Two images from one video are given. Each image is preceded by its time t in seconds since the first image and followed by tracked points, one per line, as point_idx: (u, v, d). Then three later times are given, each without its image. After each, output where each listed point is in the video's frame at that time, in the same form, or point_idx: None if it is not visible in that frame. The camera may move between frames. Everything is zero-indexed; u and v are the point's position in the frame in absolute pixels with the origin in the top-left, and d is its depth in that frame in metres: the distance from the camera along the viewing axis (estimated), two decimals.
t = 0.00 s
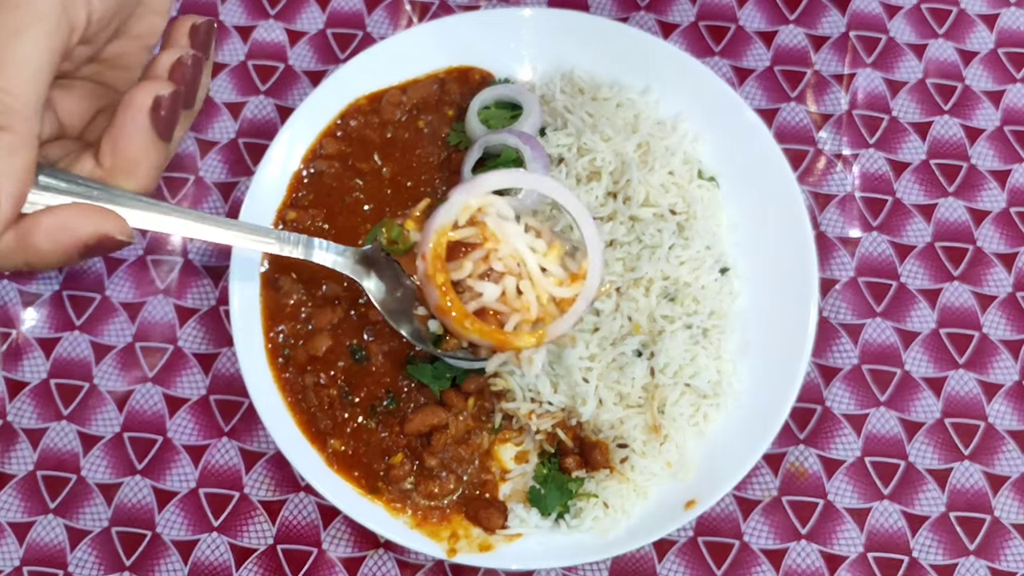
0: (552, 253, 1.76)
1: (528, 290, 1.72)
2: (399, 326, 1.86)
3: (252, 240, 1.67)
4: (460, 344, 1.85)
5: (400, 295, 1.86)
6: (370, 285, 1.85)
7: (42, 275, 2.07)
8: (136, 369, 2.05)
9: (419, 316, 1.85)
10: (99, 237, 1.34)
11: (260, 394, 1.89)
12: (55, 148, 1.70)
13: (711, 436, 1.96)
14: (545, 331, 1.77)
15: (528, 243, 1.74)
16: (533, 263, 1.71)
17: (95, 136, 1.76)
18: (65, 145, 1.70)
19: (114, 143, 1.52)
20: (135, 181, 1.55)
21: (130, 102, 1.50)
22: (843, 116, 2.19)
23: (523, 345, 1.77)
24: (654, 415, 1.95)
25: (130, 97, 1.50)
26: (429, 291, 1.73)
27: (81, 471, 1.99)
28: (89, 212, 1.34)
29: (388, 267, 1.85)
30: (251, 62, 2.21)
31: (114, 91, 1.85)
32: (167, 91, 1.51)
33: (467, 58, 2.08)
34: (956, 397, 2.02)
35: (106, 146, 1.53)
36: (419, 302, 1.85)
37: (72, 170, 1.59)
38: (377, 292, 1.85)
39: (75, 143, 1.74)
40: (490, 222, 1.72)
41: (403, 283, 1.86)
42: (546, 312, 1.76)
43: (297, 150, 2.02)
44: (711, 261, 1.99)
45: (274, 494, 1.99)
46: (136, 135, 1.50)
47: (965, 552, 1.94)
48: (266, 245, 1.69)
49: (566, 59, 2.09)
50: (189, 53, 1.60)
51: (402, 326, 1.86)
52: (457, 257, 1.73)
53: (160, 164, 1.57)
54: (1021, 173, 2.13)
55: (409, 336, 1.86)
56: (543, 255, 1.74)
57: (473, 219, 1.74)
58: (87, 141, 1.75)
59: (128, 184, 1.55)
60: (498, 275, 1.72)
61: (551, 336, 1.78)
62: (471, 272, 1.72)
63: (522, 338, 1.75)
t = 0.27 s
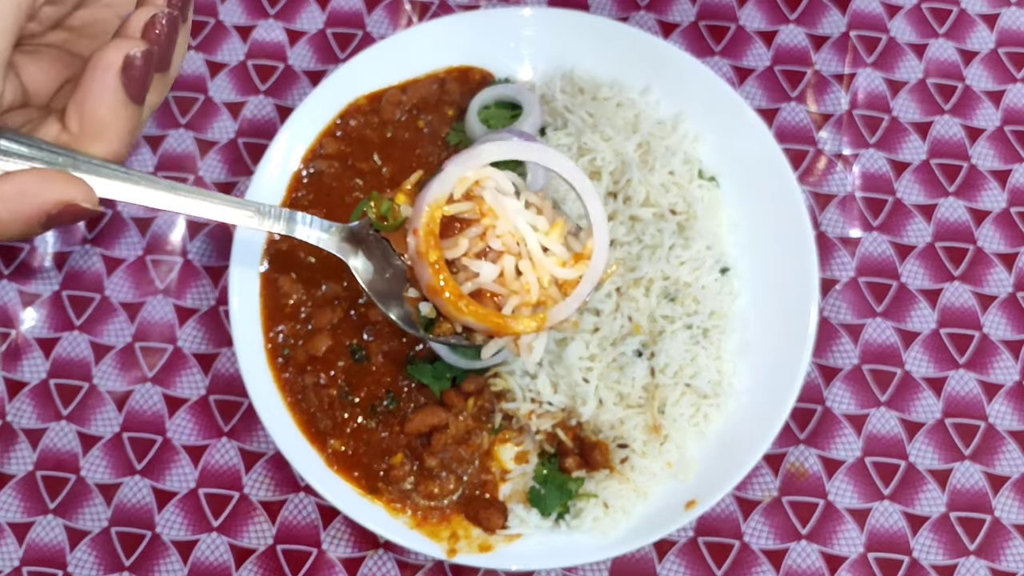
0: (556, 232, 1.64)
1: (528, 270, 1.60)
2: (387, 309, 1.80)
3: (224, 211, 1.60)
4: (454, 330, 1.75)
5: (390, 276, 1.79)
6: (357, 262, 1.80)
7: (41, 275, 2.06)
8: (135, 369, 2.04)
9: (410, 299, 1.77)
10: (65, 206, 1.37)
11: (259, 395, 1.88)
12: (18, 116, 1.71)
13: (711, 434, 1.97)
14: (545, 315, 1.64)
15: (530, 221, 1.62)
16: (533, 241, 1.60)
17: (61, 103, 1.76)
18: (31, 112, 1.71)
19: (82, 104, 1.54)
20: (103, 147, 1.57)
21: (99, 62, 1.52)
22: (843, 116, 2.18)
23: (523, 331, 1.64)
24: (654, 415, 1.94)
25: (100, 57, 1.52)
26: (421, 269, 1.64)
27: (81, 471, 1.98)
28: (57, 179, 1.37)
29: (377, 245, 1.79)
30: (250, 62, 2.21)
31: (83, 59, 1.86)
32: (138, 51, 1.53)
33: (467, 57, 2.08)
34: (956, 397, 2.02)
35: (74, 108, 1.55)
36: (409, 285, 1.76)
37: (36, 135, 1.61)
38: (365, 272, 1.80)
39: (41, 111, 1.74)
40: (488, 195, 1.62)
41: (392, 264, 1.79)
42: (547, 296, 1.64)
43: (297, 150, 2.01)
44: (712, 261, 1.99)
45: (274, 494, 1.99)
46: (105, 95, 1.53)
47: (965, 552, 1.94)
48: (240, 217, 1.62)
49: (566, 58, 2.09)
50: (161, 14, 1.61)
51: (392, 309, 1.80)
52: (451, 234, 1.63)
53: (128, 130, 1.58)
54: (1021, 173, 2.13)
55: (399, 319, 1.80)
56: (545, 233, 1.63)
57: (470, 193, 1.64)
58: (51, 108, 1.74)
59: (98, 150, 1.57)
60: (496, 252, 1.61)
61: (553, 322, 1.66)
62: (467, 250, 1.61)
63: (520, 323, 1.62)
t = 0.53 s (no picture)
0: (552, 217, 1.62)
1: (522, 256, 1.58)
2: (371, 298, 1.77)
3: (199, 191, 1.57)
4: (442, 322, 1.74)
5: (376, 261, 1.76)
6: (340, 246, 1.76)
7: (41, 275, 2.06)
8: (135, 369, 2.04)
9: (395, 287, 1.75)
10: (26, 178, 1.44)
11: (259, 395, 1.89)
12: None
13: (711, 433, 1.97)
14: (540, 306, 1.63)
15: (524, 205, 1.61)
16: (529, 226, 1.58)
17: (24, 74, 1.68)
18: None
19: (46, 71, 1.55)
20: (68, 118, 1.58)
21: (65, 28, 1.54)
22: (843, 116, 2.18)
23: (515, 322, 1.62)
24: (654, 415, 1.94)
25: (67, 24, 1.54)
26: (407, 255, 1.61)
27: (81, 471, 1.98)
28: (18, 150, 1.42)
29: (361, 230, 1.75)
30: (251, 62, 2.21)
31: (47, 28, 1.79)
32: (106, 18, 1.55)
33: (467, 57, 2.08)
34: (956, 397, 2.02)
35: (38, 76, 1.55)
36: (396, 273, 1.74)
37: None
38: (348, 258, 1.76)
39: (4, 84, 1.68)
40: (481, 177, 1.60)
41: (376, 249, 1.75)
42: (542, 285, 1.62)
43: (297, 150, 2.01)
44: (712, 261, 1.99)
45: (274, 494, 1.99)
46: (71, 63, 1.55)
47: (965, 552, 1.95)
48: (216, 197, 1.59)
49: (566, 58, 2.09)
50: None
51: (377, 298, 1.77)
52: (440, 218, 1.62)
53: (94, 102, 1.60)
54: (1021, 173, 2.13)
55: (384, 309, 1.78)
56: (540, 218, 1.61)
57: (461, 175, 1.63)
58: (17, 81, 1.67)
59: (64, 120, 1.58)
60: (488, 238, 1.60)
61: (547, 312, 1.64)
62: (458, 236, 1.60)
63: (512, 313, 1.60)
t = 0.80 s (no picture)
0: (542, 205, 1.69)
1: (509, 244, 1.66)
2: (352, 287, 1.78)
3: (174, 172, 1.56)
4: (426, 313, 1.78)
5: (359, 248, 1.78)
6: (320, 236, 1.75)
7: (41, 275, 2.06)
8: (135, 369, 2.04)
9: (377, 275, 1.79)
10: None
11: (259, 395, 1.89)
12: None
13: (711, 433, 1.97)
14: (528, 296, 1.70)
15: (512, 192, 1.68)
16: (517, 215, 1.66)
17: None
18: None
19: (17, 45, 1.56)
20: (39, 95, 1.56)
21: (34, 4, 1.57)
22: (843, 116, 2.18)
23: (501, 313, 1.69)
24: (654, 415, 1.94)
25: None
26: (389, 240, 1.67)
27: (81, 472, 1.98)
28: None
29: (342, 216, 1.77)
30: (251, 62, 2.21)
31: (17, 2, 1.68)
32: None
33: (468, 57, 2.08)
34: (956, 397, 2.02)
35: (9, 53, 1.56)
36: (379, 261, 1.78)
37: None
38: (328, 245, 1.75)
39: None
40: (467, 162, 1.67)
41: (359, 236, 1.78)
42: (530, 275, 1.69)
43: (297, 150, 2.00)
44: (712, 261, 1.99)
45: (274, 494, 1.99)
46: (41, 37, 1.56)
47: (965, 552, 1.95)
48: (192, 178, 1.58)
49: (566, 58, 2.09)
50: None
51: (358, 288, 1.78)
52: (425, 203, 1.68)
53: (66, 79, 1.60)
54: (1021, 173, 2.13)
55: (366, 298, 1.78)
56: (528, 205, 1.68)
57: (447, 158, 1.69)
58: None
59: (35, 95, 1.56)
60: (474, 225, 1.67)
61: (535, 303, 1.71)
62: (443, 223, 1.66)
63: (499, 304, 1.67)
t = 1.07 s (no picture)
0: (532, 199, 1.66)
1: (498, 240, 1.63)
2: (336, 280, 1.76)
3: (155, 160, 1.56)
4: (413, 308, 1.76)
5: (344, 242, 1.75)
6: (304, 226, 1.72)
7: (41, 275, 2.06)
8: (135, 369, 2.04)
9: (364, 269, 1.75)
10: None
11: (260, 395, 1.89)
12: None
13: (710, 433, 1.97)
14: (517, 292, 1.68)
15: (502, 186, 1.65)
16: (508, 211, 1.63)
17: None
18: None
19: None
20: (19, 79, 1.57)
21: None
22: (843, 116, 2.18)
23: (489, 308, 1.68)
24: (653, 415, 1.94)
25: None
26: (376, 234, 1.64)
27: (81, 471, 1.98)
28: None
29: (328, 208, 1.73)
30: (251, 62, 2.21)
31: None
32: None
33: (467, 57, 2.07)
34: (956, 397, 2.02)
35: None
36: (364, 255, 1.74)
37: None
38: (315, 237, 1.73)
39: None
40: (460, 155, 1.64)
41: (344, 229, 1.74)
42: (519, 271, 1.67)
43: (297, 150, 2.00)
44: (712, 261, 1.99)
45: (274, 494, 1.99)
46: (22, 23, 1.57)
47: (965, 552, 1.95)
48: (175, 168, 1.58)
49: (567, 58, 2.08)
50: None
51: (344, 281, 1.76)
52: (413, 196, 1.65)
53: (47, 64, 1.61)
54: (1021, 173, 2.13)
55: (351, 292, 1.76)
56: (518, 200, 1.65)
57: (436, 150, 1.65)
58: None
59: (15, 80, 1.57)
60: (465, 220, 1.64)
61: (524, 299, 1.70)
62: (431, 216, 1.63)
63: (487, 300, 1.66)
